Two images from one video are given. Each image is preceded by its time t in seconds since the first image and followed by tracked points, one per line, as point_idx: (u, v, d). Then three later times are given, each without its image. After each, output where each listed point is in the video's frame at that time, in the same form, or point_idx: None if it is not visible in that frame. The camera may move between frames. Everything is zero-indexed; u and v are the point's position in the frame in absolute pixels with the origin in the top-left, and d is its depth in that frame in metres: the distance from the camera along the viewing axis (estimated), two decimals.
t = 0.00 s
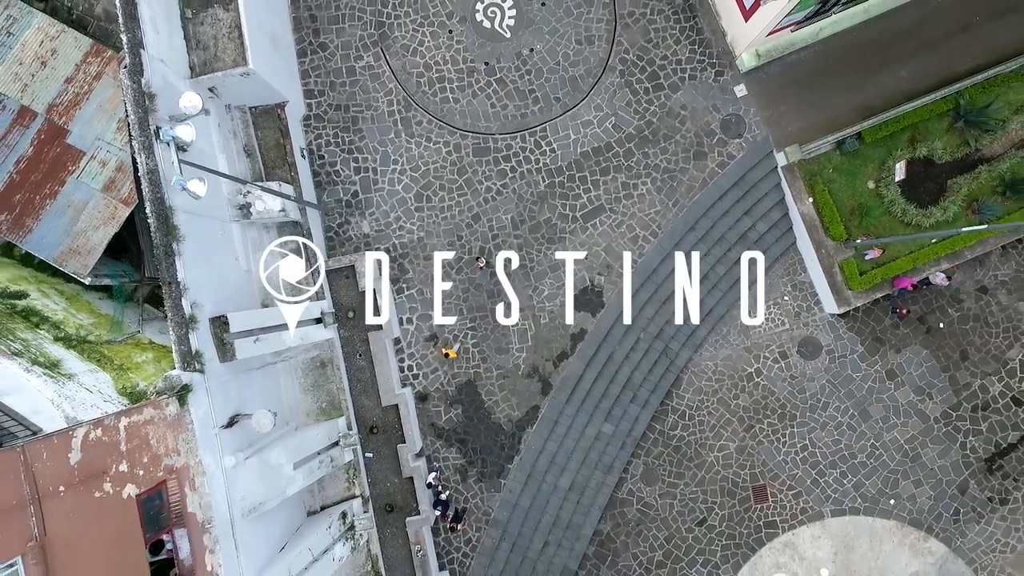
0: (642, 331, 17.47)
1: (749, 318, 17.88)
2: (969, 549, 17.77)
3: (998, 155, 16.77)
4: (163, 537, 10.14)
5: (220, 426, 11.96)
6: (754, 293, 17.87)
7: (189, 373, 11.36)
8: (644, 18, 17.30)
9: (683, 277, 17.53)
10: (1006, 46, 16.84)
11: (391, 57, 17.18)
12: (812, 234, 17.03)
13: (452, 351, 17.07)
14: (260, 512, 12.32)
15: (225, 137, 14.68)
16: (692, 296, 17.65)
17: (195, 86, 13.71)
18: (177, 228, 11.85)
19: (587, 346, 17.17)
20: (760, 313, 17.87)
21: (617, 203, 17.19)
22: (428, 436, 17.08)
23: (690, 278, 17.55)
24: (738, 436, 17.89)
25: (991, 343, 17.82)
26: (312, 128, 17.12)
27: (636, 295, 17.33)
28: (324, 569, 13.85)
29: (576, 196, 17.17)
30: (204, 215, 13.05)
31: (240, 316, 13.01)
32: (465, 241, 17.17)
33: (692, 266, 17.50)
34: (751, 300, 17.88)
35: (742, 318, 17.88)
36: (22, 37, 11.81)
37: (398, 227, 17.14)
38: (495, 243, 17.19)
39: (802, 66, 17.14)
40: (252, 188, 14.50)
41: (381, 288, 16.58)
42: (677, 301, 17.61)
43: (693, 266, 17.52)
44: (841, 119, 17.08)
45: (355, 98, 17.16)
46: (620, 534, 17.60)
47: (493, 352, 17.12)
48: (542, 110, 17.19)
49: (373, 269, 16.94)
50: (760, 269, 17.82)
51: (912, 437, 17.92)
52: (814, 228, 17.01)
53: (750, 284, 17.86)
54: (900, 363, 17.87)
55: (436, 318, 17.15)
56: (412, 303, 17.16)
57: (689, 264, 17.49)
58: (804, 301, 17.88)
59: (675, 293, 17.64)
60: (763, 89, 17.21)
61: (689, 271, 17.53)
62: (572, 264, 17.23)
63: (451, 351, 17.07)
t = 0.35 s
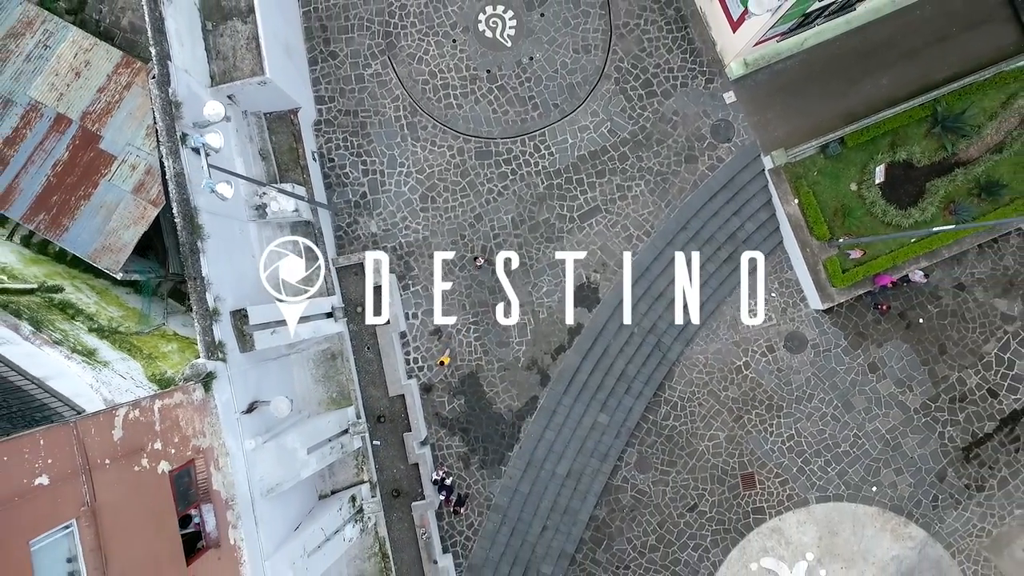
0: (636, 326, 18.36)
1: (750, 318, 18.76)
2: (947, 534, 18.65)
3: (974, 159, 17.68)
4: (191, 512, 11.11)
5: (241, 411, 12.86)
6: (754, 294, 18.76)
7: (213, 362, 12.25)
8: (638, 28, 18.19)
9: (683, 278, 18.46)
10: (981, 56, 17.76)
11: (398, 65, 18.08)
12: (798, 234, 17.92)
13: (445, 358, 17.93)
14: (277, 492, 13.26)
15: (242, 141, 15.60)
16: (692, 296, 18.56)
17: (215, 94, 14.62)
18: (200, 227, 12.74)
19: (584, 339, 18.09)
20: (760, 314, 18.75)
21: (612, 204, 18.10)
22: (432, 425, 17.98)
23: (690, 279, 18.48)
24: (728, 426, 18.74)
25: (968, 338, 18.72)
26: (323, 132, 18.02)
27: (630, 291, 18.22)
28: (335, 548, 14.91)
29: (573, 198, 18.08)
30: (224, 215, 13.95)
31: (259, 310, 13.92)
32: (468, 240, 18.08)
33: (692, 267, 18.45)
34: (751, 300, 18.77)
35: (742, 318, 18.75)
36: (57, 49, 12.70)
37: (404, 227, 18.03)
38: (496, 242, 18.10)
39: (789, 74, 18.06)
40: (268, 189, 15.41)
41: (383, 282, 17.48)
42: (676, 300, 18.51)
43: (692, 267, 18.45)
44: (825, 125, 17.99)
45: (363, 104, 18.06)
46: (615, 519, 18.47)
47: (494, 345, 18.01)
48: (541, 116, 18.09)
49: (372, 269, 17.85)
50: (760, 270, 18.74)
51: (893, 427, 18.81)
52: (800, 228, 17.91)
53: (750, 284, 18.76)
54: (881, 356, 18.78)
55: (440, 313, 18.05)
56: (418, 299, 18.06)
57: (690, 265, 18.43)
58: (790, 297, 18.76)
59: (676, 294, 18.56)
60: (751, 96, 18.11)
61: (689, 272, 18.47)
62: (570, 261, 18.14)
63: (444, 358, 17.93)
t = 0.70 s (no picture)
0: (631, 321, 19.26)
1: (750, 318, 19.62)
2: (928, 520, 19.53)
3: (952, 162, 18.57)
4: (217, 491, 11.88)
5: (261, 399, 13.78)
6: (755, 295, 19.63)
7: (235, 352, 13.16)
8: (633, 37, 19.11)
9: (684, 277, 19.37)
10: (958, 65, 18.73)
11: (405, 73, 18.99)
12: (785, 233, 18.83)
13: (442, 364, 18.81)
14: (293, 475, 14.19)
15: (258, 146, 16.52)
16: (692, 296, 19.48)
17: (234, 102, 15.53)
18: (223, 226, 13.63)
19: (581, 334, 19.01)
20: (761, 314, 19.61)
21: (608, 205, 19.00)
22: (437, 415, 18.88)
23: (690, 279, 19.40)
24: (719, 417, 19.61)
25: (948, 333, 19.63)
26: (333, 137, 18.93)
27: (626, 288, 19.14)
28: (346, 529, 15.80)
29: (571, 199, 18.99)
30: (242, 215, 14.77)
31: (274, 308, 14.91)
32: (471, 239, 18.99)
33: (692, 267, 19.38)
34: (751, 302, 19.63)
35: (743, 319, 19.61)
36: (89, 60, 13.68)
37: (410, 227, 18.94)
38: (498, 241, 18.99)
39: (775, 82, 18.99)
40: (282, 191, 16.28)
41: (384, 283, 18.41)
42: (677, 300, 19.42)
43: (693, 267, 19.37)
44: (810, 130, 18.94)
45: (371, 110, 18.97)
46: (611, 506, 19.33)
47: (496, 339, 18.92)
48: (540, 121, 19.00)
49: (372, 269, 18.72)
50: (760, 268, 19.63)
51: (876, 418, 19.70)
52: (787, 228, 18.81)
53: (751, 284, 19.65)
54: (865, 351, 19.68)
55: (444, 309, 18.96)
56: (423, 295, 18.96)
57: (690, 265, 19.35)
58: (778, 294, 19.65)
59: (678, 294, 19.46)
60: (740, 102, 19.03)
61: (690, 272, 19.38)
62: (568, 260, 19.06)
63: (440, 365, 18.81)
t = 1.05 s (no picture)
0: (626, 317, 20.13)
1: (750, 319, 20.48)
2: (910, 508, 20.41)
3: (933, 165, 19.43)
4: (237, 474, 12.82)
5: (276, 388, 14.64)
6: (749, 295, 20.46)
7: (253, 345, 14.02)
8: (628, 46, 20.00)
9: (684, 278, 20.27)
10: (937, 74, 19.67)
11: (410, 80, 19.88)
12: (773, 234, 19.73)
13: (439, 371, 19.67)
14: (306, 461, 15.02)
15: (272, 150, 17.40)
16: (692, 295, 20.37)
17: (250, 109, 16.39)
18: (241, 227, 14.51)
19: (578, 330, 19.92)
20: (760, 313, 20.47)
21: (603, 206, 19.90)
22: (440, 407, 19.75)
23: (690, 279, 20.30)
24: (710, 409, 20.42)
25: (929, 329, 20.53)
26: (341, 141, 19.81)
27: (621, 286, 20.05)
28: (355, 513, 16.69)
29: (568, 201, 19.88)
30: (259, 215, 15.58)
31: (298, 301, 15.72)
32: (473, 239, 19.87)
33: (692, 268, 20.28)
34: (751, 302, 20.48)
35: (743, 319, 20.47)
36: (115, 71, 14.56)
37: (415, 227, 19.83)
38: (499, 241, 19.88)
39: (763, 89, 19.90)
40: (293, 193, 16.92)
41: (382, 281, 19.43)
42: (678, 300, 20.30)
43: (692, 268, 20.27)
44: (797, 135, 19.86)
45: (378, 115, 19.85)
46: (607, 494, 20.15)
47: (497, 335, 19.81)
48: (540, 126, 19.89)
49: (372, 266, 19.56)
50: (760, 268, 20.52)
51: (861, 410, 20.57)
52: (775, 228, 19.71)
53: (745, 284, 20.48)
54: (850, 346, 20.57)
55: (447, 306, 19.85)
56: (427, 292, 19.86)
57: (690, 266, 20.25)
58: (767, 292, 20.52)
59: (677, 293, 20.34)
60: (730, 108, 19.93)
61: (690, 273, 20.28)
62: (566, 258, 19.95)
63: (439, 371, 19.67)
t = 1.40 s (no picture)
0: (621, 315, 21.04)
1: (750, 318, 21.37)
2: (894, 498, 21.29)
3: (915, 170, 20.32)
4: (254, 460, 13.65)
5: (289, 380, 15.49)
6: (741, 294, 21.30)
7: (269, 340, 14.89)
8: (623, 55, 20.88)
9: (683, 278, 21.18)
10: (918, 82, 20.57)
11: (414, 87, 20.75)
12: (761, 235, 20.70)
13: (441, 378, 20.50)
14: (317, 450, 15.83)
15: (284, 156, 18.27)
16: (692, 294, 21.28)
17: (263, 116, 17.25)
18: (256, 229, 15.38)
19: (576, 327, 20.80)
20: (760, 314, 21.37)
21: (600, 208, 20.78)
22: (443, 401, 20.62)
23: (690, 280, 21.20)
24: (702, 403, 21.30)
25: (911, 326, 21.42)
26: (348, 146, 20.69)
27: (616, 285, 20.94)
28: (364, 500, 17.57)
29: (566, 203, 20.76)
30: (274, 219, 16.59)
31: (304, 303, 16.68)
32: (475, 240, 20.74)
33: (691, 268, 21.16)
34: (748, 302, 21.35)
35: (744, 318, 21.36)
36: (139, 82, 15.43)
37: (419, 228, 20.71)
38: (499, 242, 20.76)
39: (752, 97, 20.83)
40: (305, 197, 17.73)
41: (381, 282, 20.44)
42: (676, 299, 21.21)
43: (693, 269, 21.18)
44: (784, 140, 20.78)
45: (384, 121, 20.73)
46: (603, 484, 21.02)
47: (497, 331, 20.69)
48: (539, 132, 20.77)
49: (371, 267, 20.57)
50: (760, 267, 21.22)
51: (846, 405, 21.44)
52: (763, 230, 20.67)
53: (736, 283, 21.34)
54: (836, 342, 21.45)
55: (450, 304, 20.73)
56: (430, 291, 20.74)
57: (689, 267, 21.16)
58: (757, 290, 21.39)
59: (678, 293, 21.26)
60: (721, 115, 20.83)
61: (690, 273, 21.19)
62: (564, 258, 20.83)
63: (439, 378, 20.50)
